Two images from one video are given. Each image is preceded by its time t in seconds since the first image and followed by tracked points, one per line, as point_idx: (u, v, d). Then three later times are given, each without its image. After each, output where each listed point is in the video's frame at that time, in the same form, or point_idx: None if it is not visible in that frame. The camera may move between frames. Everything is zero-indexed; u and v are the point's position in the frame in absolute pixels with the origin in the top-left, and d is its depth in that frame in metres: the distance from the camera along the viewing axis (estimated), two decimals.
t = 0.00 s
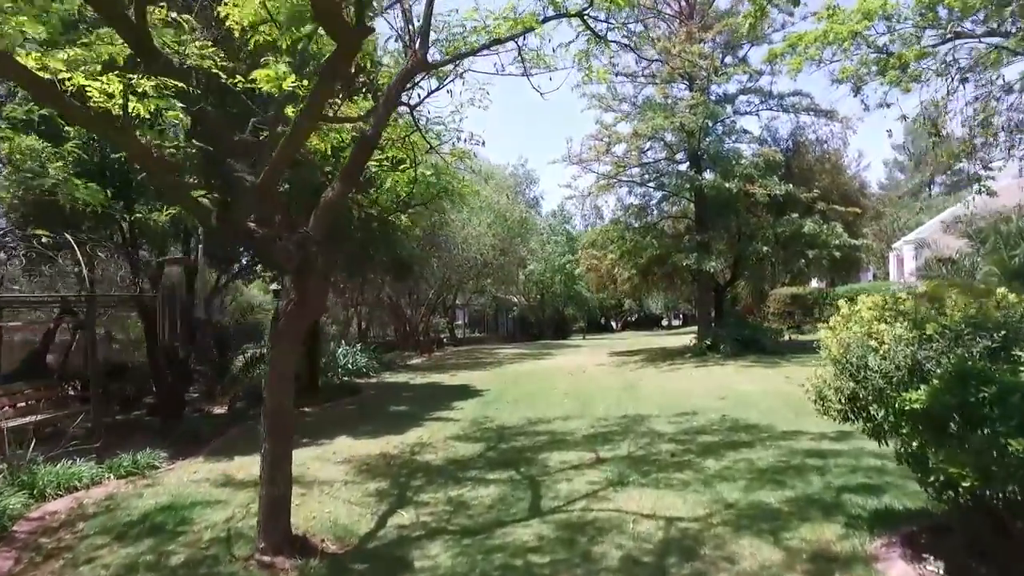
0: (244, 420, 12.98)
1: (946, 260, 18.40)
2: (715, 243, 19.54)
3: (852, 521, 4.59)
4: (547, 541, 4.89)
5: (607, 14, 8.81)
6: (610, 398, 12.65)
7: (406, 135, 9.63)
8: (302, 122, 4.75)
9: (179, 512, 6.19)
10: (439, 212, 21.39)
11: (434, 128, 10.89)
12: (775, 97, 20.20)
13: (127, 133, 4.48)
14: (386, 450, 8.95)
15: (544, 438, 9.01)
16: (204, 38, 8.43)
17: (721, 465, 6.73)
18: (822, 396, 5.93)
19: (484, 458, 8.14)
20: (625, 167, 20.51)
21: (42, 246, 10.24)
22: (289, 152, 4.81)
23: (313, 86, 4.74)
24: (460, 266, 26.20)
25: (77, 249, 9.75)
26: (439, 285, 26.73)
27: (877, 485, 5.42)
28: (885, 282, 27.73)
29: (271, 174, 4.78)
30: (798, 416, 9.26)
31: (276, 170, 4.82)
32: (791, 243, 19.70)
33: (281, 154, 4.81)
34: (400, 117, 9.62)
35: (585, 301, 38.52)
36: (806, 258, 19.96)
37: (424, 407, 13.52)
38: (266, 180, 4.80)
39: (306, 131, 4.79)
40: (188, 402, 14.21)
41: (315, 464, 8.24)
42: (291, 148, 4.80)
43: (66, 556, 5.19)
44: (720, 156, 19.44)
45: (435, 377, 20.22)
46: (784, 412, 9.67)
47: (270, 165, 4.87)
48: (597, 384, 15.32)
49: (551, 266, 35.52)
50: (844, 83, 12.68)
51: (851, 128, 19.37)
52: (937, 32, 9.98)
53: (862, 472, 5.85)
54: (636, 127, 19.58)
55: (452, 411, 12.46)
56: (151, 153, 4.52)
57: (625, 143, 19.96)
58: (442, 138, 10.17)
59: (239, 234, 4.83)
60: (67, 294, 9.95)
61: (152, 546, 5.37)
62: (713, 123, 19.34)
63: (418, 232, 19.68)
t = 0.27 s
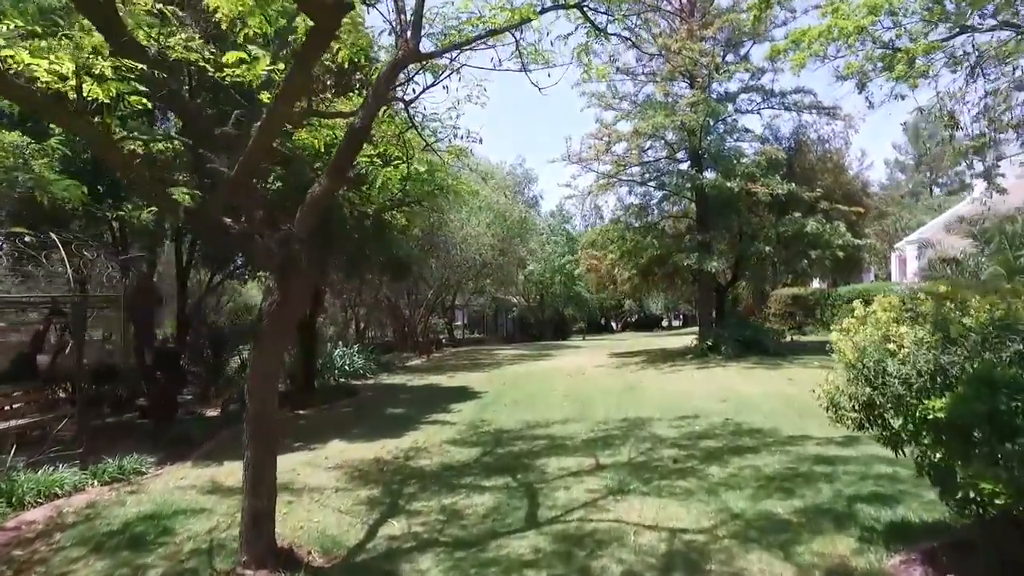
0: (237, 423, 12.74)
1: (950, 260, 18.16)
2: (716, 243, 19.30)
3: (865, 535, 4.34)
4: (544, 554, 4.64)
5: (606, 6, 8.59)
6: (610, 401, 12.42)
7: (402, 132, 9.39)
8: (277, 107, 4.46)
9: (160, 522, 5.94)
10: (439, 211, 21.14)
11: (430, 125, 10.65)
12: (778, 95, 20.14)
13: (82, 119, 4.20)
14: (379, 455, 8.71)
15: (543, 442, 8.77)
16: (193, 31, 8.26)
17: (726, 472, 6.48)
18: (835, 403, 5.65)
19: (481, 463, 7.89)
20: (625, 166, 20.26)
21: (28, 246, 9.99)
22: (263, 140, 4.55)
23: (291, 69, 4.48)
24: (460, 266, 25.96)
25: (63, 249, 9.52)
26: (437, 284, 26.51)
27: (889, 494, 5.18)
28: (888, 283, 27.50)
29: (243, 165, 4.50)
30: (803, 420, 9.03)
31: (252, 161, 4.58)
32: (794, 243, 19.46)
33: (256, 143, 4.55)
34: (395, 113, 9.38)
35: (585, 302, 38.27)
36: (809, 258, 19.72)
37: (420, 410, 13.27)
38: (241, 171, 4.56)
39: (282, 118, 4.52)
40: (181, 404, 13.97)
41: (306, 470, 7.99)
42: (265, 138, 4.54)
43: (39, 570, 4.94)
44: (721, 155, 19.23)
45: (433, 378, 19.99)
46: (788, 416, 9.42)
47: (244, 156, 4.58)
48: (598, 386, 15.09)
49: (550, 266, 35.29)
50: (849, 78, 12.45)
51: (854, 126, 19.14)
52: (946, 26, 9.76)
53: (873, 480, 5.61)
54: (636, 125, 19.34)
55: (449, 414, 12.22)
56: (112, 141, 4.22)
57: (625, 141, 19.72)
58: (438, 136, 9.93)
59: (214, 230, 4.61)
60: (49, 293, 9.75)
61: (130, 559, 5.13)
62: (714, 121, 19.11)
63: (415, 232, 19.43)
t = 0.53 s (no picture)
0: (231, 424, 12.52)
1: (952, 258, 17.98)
2: (717, 242, 19.11)
3: (878, 547, 4.14)
4: (541, 565, 4.42)
5: None
6: (610, 402, 12.23)
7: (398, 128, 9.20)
8: (251, 89, 4.19)
9: (144, 529, 5.73)
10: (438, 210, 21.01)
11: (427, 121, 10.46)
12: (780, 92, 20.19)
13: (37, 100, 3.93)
14: (373, 458, 8.49)
15: (541, 444, 8.58)
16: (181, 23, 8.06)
17: (729, 477, 6.27)
18: (847, 406, 5.60)
19: (477, 466, 7.68)
20: (626, 164, 20.05)
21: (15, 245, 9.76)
22: (239, 126, 4.25)
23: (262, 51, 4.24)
24: (459, 265, 25.76)
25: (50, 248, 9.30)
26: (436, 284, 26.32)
27: (901, 502, 4.97)
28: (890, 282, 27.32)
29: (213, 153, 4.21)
30: (807, 422, 8.84)
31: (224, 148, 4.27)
32: (796, 242, 19.25)
33: (229, 128, 4.23)
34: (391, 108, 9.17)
35: (584, 302, 38.05)
36: (811, 257, 19.51)
37: (417, 411, 13.07)
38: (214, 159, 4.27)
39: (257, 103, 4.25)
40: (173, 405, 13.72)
41: (298, 474, 7.78)
42: (238, 124, 4.23)
43: None
44: (723, 153, 19.06)
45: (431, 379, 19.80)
46: (792, 419, 9.21)
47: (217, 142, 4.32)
48: (597, 386, 14.89)
49: (550, 266, 35.11)
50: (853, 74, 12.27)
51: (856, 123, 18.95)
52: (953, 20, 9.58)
53: (884, 486, 5.39)
54: (637, 122, 19.13)
55: (447, 415, 12.02)
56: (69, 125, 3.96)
57: (625, 139, 19.52)
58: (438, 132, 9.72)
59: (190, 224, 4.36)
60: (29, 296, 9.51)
61: (109, 568, 4.92)
62: (715, 119, 18.93)
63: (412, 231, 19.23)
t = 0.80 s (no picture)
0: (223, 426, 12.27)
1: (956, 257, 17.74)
2: (718, 241, 18.88)
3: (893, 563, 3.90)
4: None
5: None
6: (611, 404, 12.00)
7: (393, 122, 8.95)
8: (215, 67, 3.94)
9: (122, 538, 5.49)
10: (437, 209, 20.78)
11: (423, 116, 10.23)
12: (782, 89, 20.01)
13: None
14: (366, 462, 8.25)
15: (539, 448, 8.34)
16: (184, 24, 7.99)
17: (734, 484, 6.02)
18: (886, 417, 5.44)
19: (473, 471, 7.44)
20: (626, 162, 19.82)
21: None
22: (203, 106, 3.96)
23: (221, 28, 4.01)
24: (457, 265, 25.53)
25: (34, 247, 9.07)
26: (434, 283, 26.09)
27: (915, 513, 4.73)
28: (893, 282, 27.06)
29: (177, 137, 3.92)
30: (813, 425, 8.59)
31: (190, 134, 3.98)
32: (798, 242, 18.98)
33: (192, 109, 3.94)
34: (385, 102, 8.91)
35: (584, 302, 37.81)
36: (814, 256, 19.26)
37: (413, 413, 12.82)
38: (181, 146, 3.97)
39: (223, 82, 4.01)
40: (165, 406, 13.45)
41: (287, 479, 7.54)
42: (203, 104, 3.96)
43: None
44: (724, 151, 18.84)
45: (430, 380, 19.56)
46: (797, 423, 8.96)
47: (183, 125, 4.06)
48: (597, 388, 14.65)
49: (550, 266, 34.88)
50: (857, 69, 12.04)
51: (859, 121, 18.72)
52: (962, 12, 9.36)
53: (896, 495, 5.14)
54: (637, 120, 18.90)
55: (444, 417, 11.78)
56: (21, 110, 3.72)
57: (624, 137, 19.29)
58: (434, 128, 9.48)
59: (160, 217, 4.10)
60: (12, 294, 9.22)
61: None
62: (716, 117, 18.72)
63: (410, 230, 19.00)
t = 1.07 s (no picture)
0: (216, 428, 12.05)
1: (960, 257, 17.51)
2: (720, 241, 18.65)
3: None
4: None
5: None
6: (611, 405, 11.77)
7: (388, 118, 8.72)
8: (176, 45, 3.76)
9: (101, 548, 5.26)
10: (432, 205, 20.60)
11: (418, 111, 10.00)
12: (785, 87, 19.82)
13: None
14: (359, 467, 8.02)
15: (538, 451, 8.13)
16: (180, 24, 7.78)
17: (740, 492, 5.79)
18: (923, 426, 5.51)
19: (469, 476, 7.21)
20: (626, 161, 19.59)
21: None
22: (164, 89, 3.79)
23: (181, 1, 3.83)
24: (456, 265, 25.28)
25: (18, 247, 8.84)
26: (433, 283, 25.85)
27: (932, 531, 4.50)
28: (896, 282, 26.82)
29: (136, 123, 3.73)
30: (818, 429, 8.37)
31: (151, 119, 3.78)
32: (801, 241, 18.73)
33: (151, 91, 3.77)
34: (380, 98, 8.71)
35: (584, 302, 37.56)
36: (817, 256, 19.02)
37: (410, 415, 12.58)
38: (145, 135, 3.80)
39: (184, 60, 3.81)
40: (157, 408, 13.23)
41: (277, 484, 7.31)
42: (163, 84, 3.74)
43: None
44: (725, 150, 18.62)
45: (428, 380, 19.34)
46: (802, 426, 8.72)
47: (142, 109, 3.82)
48: (598, 389, 14.44)
49: (549, 265, 34.66)
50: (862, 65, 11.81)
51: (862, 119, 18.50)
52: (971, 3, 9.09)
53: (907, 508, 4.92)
54: (638, 117, 18.67)
55: (442, 419, 11.57)
56: None
57: (625, 135, 19.05)
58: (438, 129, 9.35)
59: (126, 210, 3.89)
60: None
61: None
62: (718, 115, 18.50)
63: (408, 228, 18.81)
